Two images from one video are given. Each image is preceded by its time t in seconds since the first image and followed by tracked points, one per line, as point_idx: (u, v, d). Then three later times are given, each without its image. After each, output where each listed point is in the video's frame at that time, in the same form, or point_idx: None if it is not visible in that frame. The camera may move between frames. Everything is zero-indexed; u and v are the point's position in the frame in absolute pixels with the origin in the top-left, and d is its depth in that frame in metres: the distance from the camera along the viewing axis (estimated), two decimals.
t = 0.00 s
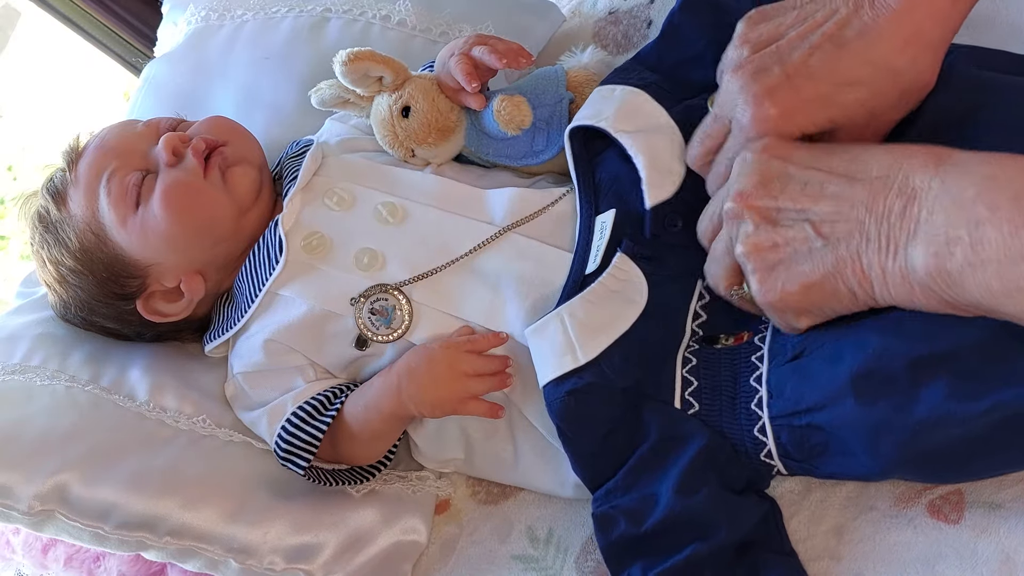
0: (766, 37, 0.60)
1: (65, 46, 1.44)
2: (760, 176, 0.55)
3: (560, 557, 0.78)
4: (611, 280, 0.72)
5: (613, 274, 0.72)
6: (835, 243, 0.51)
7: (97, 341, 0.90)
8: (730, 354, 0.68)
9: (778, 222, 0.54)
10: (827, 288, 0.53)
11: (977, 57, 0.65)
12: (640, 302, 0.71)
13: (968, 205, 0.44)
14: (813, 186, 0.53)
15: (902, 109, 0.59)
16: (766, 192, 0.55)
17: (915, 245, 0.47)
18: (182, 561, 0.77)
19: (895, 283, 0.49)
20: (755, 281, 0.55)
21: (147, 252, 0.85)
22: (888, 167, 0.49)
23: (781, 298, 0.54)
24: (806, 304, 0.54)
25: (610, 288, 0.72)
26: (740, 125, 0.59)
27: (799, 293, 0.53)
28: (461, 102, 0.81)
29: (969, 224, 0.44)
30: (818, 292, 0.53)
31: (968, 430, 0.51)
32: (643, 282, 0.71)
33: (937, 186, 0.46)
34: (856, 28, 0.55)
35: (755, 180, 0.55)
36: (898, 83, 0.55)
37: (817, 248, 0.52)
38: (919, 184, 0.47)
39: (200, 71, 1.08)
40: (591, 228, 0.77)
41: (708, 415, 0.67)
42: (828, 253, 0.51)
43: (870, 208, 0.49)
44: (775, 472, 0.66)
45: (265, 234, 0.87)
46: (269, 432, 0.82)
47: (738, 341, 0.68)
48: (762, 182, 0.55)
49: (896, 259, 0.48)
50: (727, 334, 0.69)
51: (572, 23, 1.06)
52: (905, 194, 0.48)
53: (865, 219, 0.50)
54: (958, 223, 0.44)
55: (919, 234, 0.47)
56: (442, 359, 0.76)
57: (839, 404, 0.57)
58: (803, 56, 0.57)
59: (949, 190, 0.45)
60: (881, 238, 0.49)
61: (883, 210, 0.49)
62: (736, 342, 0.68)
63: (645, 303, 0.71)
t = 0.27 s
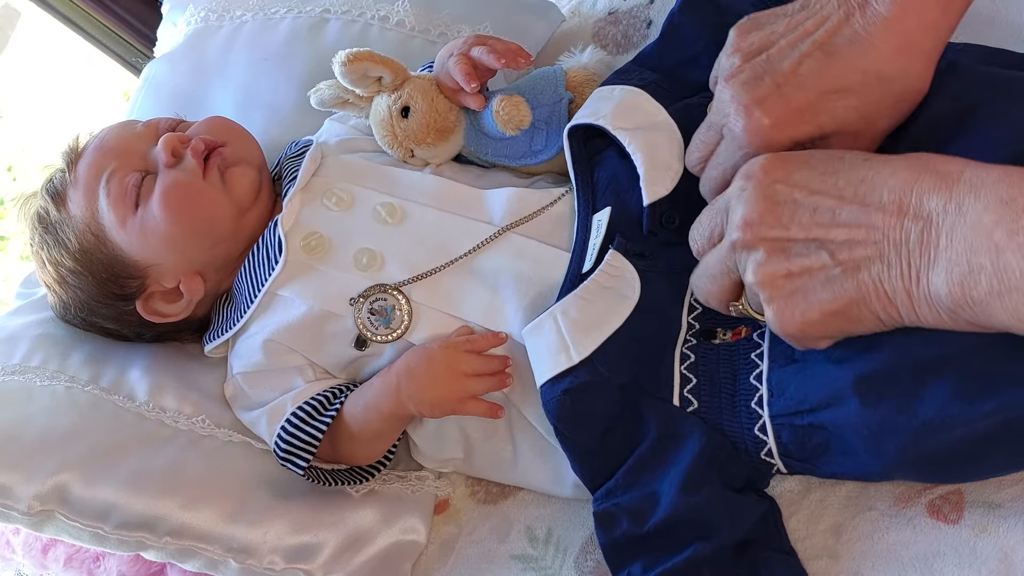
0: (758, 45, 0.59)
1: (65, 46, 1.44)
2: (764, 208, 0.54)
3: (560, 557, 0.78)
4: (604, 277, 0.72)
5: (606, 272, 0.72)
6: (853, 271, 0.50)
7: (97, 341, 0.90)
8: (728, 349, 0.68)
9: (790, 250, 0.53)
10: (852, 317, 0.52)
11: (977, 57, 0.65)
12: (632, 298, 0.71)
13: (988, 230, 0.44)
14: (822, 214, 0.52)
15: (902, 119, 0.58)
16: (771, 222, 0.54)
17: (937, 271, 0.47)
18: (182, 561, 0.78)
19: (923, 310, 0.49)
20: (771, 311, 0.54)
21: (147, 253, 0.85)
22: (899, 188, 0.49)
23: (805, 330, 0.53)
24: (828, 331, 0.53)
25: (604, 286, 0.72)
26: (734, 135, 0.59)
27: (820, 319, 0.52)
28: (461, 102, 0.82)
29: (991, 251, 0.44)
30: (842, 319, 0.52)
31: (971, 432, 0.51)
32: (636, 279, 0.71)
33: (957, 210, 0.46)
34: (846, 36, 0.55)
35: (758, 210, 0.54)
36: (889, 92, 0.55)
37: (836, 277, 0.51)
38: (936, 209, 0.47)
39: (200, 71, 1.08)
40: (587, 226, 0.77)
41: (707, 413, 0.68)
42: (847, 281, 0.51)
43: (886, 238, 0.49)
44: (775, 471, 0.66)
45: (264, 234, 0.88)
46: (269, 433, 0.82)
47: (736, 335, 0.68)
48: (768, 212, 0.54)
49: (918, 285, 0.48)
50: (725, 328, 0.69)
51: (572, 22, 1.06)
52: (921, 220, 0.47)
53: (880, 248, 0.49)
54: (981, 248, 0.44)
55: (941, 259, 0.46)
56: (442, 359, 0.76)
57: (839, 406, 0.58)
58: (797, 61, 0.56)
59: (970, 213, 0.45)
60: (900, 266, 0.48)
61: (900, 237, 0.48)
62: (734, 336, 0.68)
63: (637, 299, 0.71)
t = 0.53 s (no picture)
0: (766, 17, 0.60)
1: (65, 46, 1.44)
2: (764, 185, 0.56)
3: (560, 557, 0.78)
4: (614, 274, 0.71)
5: (617, 269, 0.72)
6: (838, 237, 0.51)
7: (97, 341, 0.90)
8: (730, 352, 0.68)
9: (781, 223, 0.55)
10: (832, 285, 0.52)
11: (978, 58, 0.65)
12: (643, 297, 0.71)
13: (965, 186, 0.44)
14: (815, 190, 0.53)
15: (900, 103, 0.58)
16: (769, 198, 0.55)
17: (913, 226, 0.47)
18: (182, 561, 0.77)
19: (897, 269, 0.49)
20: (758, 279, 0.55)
21: (147, 252, 0.85)
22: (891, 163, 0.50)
23: (787, 295, 0.53)
24: (811, 302, 0.53)
25: (614, 283, 0.71)
26: (737, 100, 0.60)
27: (802, 284, 0.52)
28: (461, 102, 0.81)
29: (966, 204, 0.44)
30: (824, 284, 0.52)
31: (971, 431, 0.51)
32: (648, 279, 0.71)
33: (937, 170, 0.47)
34: (850, 4, 0.55)
35: (760, 186, 0.56)
36: (893, 59, 0.55)
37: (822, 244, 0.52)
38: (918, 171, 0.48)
39: (200, 71, 1.08)
40: (591, 225, 0.77)
41: (708, 413, 0.67)
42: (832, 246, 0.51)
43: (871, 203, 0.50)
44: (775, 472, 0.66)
45: (265, 234, 0.87)
46: (269, 432, 0.82)
47: (739, 339, 0.68)
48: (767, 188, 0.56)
49: (895, 243, 0.48)
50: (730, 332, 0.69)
51: (572, 22, 1.05)
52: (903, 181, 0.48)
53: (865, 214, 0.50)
54: (958, 202, 0.45)
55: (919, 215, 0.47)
56: (442, 359, 0.76)
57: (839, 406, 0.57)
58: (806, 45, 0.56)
59: (949, 173, 0.46)
60: (880, 225, 0.49)
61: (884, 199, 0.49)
62: (737, 340, 0.68)
63: (647, 299, 0.71)
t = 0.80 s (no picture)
0: (789, 27, 0.60)
1: (65, 46, 1.44)
2: (758, 194, 0.54)
3: (560, 557, 0.78)
4: (607, 275, 0.71)
5: (610, 269, 0.72)
6: (847, 253, 0.49)
7: (97, 341, 0.90)
8: (728, 350, 0.68)
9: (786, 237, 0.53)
10: (844, 302, 0.51)
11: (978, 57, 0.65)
12: (637, 297, 0.71)
13: (981, 210, 0.43)
14: (817, 199, 0.51)
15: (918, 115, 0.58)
16: (765, 209, 0.53)
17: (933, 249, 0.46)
18: (182, 561, 0.77)
19: (914, 294, 0.48)
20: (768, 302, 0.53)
21: (147, 252, 0.85)
22: (896, 169, 0.48)
23: (800, 318, 0.52)
24: (824, 322, 0.52)
25: (607, 285, 0.72)
26: (763, 112, 0.59)
27: (816, 308, 0.51)
28: (461, 102, 0.81)
29: (986, 230, 0.43)
30: (839, 308, 0.51)
31: (971, 430, 0.51)
32: (642, 279, 0.71)
33: (954, 187, 0.45)
34: (881, 21, 0.55)
35: (755, 194, 0.54)
36: (917, 80, 0.55)
37: (831, 266, 0.50)
38: (933, 188, 0.46)
39: (200, 71, 1.08)
40: (590, 226, 0.77)
41: (707, 413, 0.67)
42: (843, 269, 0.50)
43: (881, 222, 0.48)
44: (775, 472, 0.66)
45: (264, 234, 0.87)
46: (269, 433, 0.82)
47: (738, 338, 0.68)
48: (762, 199, 0.54)
49: (911, 267, 0.47)
50: (727, 331, 0.69)
51: (572, 23, 1.05)
52: (917, 199, 0.47)
53: (876, 233, 0.48)
54: (976, 229, 0.43)
55: (937, 239, 0.46)
56: (441, 359, 0.76)
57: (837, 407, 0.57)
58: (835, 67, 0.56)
59: (967, 192, 0.44)
60: (896, 249, 0.47)
61: (895, 220, 0.47)
62: (736, 339, 0.68)
63: (642, 299, 0.71)
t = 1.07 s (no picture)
0: (781, 44, 0.60)
1: (65, 46, 1.44)
2: (758, 267, 0.52)
3: (560, 557, 0.78)
4: (606, 275, 0.71)
5: (609, 268, 0.71)
6: (870, 309, 0.50)
7: (97, 341, 0.90)
8: (734, 348, 0.68)
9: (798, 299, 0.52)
10: (873, 348, 0.52)
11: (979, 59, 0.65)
12: (637, 295, 0.70)
13: (991, 261, 0.44)
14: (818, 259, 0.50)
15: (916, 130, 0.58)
16: (769, 280, 0.52)
17: (952, 295, 0.46)
18: (182, 561, 0.77)
19: (942, 331, 0.49)
20: (802, 363, 0.54)
21: (147, 252, 0.85)
22: (891, 217, 0.48)
23: (834, 369, 0.53)
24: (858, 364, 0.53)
25: (606, 284, 0.71)
26: (756, 135, 0.59)
27: (852, 355, 0.52)
28: (461, 102, 0.81)
29: (1001, 278, 0.44)
30: (873, 348, 0.52)
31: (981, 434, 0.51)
32: (642, 275, 0.70)
33: (957, 235, 0.45)
34: (874, 37, 0.55)
35: (754, 270, 0.52)
36: (914, 96, 0.55)
37: (854, 320, 0.51)
38: (937, 237, 0.46)
39: (200, 71, 1.08)
40: (593, 227, 0.77)
41: (714, 411, 0.67)
42: (868, 321, 0.50)
43: (894, 277, 0.48)
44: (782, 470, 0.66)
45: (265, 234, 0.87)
46: (270, 433, 0.82)
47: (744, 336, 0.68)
48: (764, 270, 0.52)
49: (935, 311, 0.48)
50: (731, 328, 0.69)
51: (572, 23, 1.05)
52: (922, 248, 0.47)
53: (891, 287, 0.48)
54: (993, 279, 0.44)
55: (955, 285, 0.46)
56: (442, 360, 0.76)
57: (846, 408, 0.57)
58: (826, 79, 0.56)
59: (974, 239, 0.45)
60: (915, 298, 0.48)
61: (906, 271, 0.48)
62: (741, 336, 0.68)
63: (641, 297, 0.70)
